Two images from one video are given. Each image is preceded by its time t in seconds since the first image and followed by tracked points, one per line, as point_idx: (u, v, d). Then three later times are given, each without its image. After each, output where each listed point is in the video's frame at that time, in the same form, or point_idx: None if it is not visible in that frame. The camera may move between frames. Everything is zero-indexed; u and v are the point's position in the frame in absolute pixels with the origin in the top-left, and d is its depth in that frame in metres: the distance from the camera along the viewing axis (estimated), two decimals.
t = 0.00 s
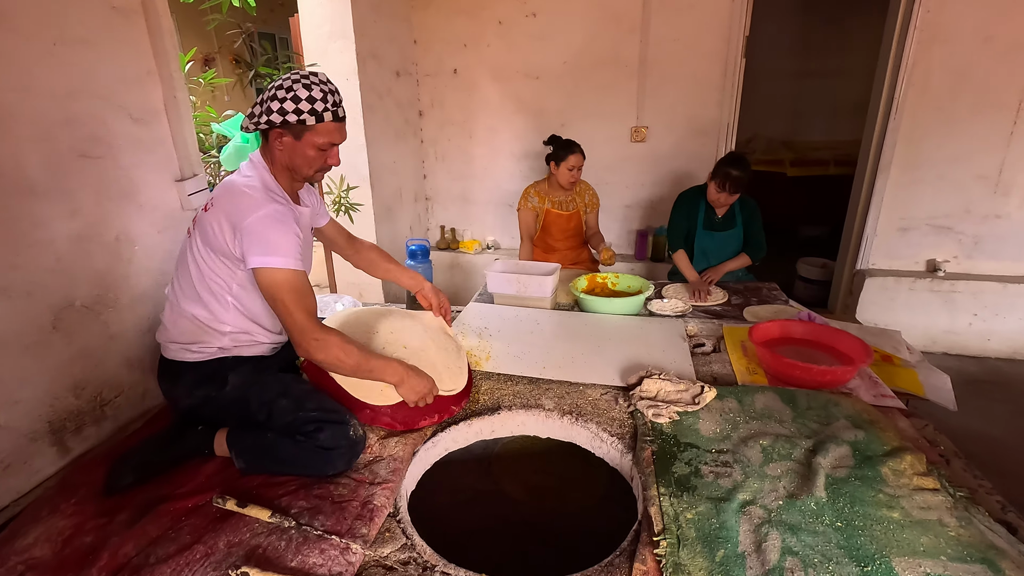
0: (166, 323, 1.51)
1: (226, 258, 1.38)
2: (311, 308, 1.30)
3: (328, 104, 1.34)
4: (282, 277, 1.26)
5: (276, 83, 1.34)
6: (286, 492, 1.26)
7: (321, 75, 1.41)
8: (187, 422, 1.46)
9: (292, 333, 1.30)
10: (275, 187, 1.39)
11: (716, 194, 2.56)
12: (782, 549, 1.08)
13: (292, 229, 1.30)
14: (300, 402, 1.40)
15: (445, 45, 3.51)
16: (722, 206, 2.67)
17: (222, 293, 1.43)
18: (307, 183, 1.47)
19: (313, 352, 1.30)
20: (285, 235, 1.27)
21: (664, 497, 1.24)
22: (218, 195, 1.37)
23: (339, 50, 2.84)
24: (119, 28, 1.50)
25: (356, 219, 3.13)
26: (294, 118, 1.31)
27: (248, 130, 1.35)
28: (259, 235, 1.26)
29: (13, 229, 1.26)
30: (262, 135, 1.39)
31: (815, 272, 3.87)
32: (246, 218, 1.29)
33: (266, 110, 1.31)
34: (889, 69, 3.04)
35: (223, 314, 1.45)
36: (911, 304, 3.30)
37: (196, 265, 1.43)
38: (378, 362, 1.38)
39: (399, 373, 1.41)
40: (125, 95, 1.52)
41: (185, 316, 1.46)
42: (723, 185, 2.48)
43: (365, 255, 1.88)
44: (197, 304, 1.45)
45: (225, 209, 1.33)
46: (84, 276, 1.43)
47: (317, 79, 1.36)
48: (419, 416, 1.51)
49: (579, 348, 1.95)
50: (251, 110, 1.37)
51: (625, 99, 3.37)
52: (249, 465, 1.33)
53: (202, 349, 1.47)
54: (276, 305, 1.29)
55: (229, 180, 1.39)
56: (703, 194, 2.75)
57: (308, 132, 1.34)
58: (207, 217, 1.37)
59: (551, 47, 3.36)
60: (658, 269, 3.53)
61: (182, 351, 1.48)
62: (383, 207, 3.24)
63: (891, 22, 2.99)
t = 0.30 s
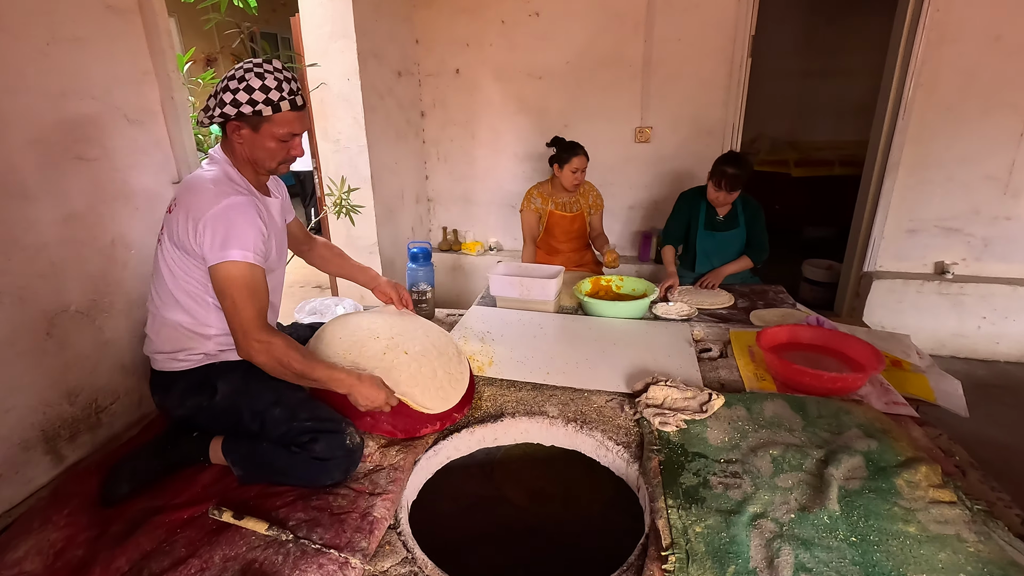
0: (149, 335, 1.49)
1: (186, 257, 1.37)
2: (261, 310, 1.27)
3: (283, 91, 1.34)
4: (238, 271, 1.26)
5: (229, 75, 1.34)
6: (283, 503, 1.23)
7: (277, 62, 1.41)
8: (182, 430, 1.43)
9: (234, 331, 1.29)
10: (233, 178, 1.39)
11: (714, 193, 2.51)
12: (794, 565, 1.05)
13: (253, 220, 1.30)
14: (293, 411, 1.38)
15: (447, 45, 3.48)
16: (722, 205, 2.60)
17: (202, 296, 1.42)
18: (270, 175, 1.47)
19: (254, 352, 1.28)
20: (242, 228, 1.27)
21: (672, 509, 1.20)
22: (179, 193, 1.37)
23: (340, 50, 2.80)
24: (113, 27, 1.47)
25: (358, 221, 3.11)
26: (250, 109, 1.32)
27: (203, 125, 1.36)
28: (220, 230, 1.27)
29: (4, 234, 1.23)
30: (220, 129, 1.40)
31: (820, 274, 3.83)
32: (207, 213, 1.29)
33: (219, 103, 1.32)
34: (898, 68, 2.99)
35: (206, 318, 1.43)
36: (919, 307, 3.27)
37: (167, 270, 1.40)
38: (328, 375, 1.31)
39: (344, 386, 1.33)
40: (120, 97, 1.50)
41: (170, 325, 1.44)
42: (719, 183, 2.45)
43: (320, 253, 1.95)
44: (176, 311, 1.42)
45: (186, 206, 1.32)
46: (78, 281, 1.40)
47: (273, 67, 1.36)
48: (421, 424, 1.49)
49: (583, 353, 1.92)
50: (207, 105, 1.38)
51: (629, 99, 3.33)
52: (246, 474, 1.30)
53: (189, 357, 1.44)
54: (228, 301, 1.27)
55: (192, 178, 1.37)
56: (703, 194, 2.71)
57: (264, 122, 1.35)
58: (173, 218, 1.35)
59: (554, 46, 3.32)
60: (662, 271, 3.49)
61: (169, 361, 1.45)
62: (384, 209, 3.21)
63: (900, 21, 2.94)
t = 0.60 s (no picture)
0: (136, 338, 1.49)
1: (155, 251, 1.35)
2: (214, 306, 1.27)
3: (263, 85, 1.32)
4: (200, 265, 1.24)
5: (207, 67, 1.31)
6: (288, 512, 1.20)
7: (258, 55, 1.39)
8: (186, 436, 1.41)
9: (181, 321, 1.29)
10: (211, 169, 1.38)
11: (719, 192, 2.47)
12: None
13: (222, 215, 1.29)
14: (271, 423, 1.32)
15: (451, 44, 3.45)
16: (728, 204, 2.56)
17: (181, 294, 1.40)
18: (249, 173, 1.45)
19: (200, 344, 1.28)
20: (207, 220, 1.26)
21: (688, 519, 1.17)
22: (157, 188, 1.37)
23: (344, 49, 2.78)
24: (115, 26, 1.44)
25: (362, 222, 3.08)
26: (228, 103, 1.29)
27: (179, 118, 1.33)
28: (185, 222, 1.25)
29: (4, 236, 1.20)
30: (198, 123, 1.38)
31: (827, 275, 3.79)
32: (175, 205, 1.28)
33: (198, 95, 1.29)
34: (908, 67, 2.96)
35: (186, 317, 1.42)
36: (928, 308, 3.23)
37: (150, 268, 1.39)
38: (274, 364, 1.33)
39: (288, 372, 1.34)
40: (122, 96, 1.47)
41: (156, 327, 1.43)
42: (723, 181, 2.41)
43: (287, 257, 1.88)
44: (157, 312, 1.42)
45: (160, 199, 1.32)
46: (79, 284, 1.38)
47: (254, 60, 1.34)
48: (428, 430, 1.44)
49: (592, 356, 1.89)
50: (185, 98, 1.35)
51: (635, 98, 3.30)
52: (232, 482, 1.29)
53: (174, 360, 1.43)
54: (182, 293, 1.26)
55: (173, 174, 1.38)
56: (709, 196, 2.68)
57: (243, 117, 1.32)
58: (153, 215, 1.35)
59: (560, 45, 3.29)
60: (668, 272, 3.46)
61: (154, 365, 1.44)
62: (388, 209, 3.18)
63: (910, 19, 2.90)
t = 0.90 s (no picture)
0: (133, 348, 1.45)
1: (142, 259, 1.30)
2: (194, 320, 1.23)
3: (274, 94, 1.28)
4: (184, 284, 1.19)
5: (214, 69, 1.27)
6: (294, 519, 1.17)
7: (267, 58, 1.35)
8: (189, 440, 1.38)
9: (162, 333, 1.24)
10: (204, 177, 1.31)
11: (726, 193, 2.43)
12: None
13: (212, 231, 1.23)
14: (275, 429, 1.30)
15: (456, 41, 3.41)
16: (738, 204, 2.53)
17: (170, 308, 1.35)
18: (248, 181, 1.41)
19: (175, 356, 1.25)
20: (196, 236, 1.20)
21: (706, 526, 1.14)
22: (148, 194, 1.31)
23: (349, 46, 2.74)
24: (117, 19, 1.41)
25: (366, 221, 3.05)
26: (237, 110, 1.25)
27: (180, 122, 1.28)
28: (174, 236, 1.20)
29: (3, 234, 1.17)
30: (199, 127, 1.33)
31: (834, 275, 3.74)
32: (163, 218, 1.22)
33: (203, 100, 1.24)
34: (919, 64, 2.92)
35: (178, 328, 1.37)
36: (939, 308, 3.19)
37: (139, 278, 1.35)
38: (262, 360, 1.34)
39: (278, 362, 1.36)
40: (124, 91, 1.44)
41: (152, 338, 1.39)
42: (731, 180, 2.37)
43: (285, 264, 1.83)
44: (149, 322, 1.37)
45: (148, 209, 1.26)
46: (80, 283, 1.34)
47: (264, 66, 1.30)
48: (437, 433, 1.41)
49: (602, 357, 1.85)
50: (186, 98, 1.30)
51: (642, 95, 3.26)
52: (235, 488, 1.26)
53: (172, 371, 1.39)
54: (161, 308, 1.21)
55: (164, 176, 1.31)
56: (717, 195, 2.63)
57: (251, 126, 1.29)
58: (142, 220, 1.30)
59: (566, 42, 3.25)
60: (675, 272, 3.42)
61: (154, 376, 1.40)
62: (392, 208, 3.14)
63: (922, 15, 2.86)
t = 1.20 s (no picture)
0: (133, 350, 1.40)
1: (148, 259, 1.25)
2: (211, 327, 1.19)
3: (302, 107, 1.25)
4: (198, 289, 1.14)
5: (240, 75, 1.22)
6: (298, 524, 1.14)
7: (293, 67, 1.31)
8: (189, 443, 1.35)
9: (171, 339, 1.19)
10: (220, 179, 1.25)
11: (740, 191, 2.39)
12: None
13: (225, 235, 1.17)
14: (279, 431, 1.26)
15: (459, 38, 3.38)
16: (749, 205, 2.48)
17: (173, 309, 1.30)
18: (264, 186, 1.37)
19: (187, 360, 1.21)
20: (206, 241, 1.14)
21: (722, 532, 1.11)
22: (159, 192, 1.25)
23: (351, 42, 2.71)
24: (116, 12, 1.38)
25: (368, 220, 3.02)
26: (264, 122, 1.22)
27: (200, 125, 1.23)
28: (183, 239, 1.14)
29: None
30: (217, 130, 1.28)
31: (840, 274, 3.71)
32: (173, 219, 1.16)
33: (229, 109, 1.20)
34: (928, 60, 2.88)
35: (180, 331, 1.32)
36: (948, 308, 3.15)
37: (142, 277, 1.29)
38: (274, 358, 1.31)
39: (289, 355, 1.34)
40: (123, 86, 1.41)
41: (153, 339, 1.33)
42: (744, 180, 2.33)
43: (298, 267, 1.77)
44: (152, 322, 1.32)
45: (159, 208, 1.20)
46: (78, 282, 1.31)
47: (291, 75, 1.26)
48: (443, 436, 1.38)
49: (609, 358, 1.82)
50: (205, 100, 1.25)
51: (647, 93, 3.23)
52: (237, 492, 1.23)
53: (174, 375, 1.34)
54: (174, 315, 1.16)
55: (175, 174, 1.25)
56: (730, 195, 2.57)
57: (276, 137, 1.26)
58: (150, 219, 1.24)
59: (571, 39, 3.22)
60: (680, 271, 3.39)
61: (154, 379, 1.35)
62: (395, 206, 3.11)
63: (932, 11, 2.83)
